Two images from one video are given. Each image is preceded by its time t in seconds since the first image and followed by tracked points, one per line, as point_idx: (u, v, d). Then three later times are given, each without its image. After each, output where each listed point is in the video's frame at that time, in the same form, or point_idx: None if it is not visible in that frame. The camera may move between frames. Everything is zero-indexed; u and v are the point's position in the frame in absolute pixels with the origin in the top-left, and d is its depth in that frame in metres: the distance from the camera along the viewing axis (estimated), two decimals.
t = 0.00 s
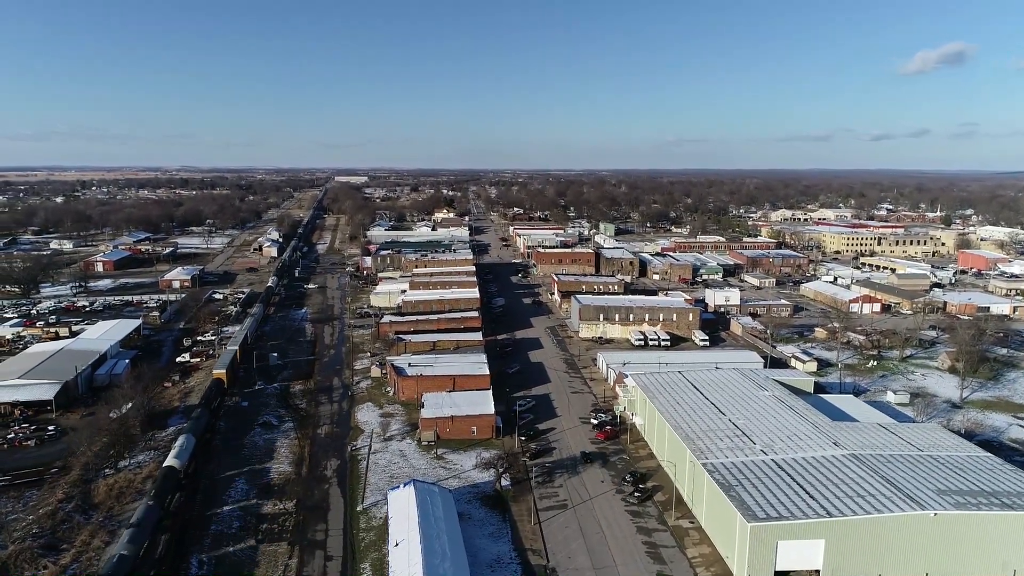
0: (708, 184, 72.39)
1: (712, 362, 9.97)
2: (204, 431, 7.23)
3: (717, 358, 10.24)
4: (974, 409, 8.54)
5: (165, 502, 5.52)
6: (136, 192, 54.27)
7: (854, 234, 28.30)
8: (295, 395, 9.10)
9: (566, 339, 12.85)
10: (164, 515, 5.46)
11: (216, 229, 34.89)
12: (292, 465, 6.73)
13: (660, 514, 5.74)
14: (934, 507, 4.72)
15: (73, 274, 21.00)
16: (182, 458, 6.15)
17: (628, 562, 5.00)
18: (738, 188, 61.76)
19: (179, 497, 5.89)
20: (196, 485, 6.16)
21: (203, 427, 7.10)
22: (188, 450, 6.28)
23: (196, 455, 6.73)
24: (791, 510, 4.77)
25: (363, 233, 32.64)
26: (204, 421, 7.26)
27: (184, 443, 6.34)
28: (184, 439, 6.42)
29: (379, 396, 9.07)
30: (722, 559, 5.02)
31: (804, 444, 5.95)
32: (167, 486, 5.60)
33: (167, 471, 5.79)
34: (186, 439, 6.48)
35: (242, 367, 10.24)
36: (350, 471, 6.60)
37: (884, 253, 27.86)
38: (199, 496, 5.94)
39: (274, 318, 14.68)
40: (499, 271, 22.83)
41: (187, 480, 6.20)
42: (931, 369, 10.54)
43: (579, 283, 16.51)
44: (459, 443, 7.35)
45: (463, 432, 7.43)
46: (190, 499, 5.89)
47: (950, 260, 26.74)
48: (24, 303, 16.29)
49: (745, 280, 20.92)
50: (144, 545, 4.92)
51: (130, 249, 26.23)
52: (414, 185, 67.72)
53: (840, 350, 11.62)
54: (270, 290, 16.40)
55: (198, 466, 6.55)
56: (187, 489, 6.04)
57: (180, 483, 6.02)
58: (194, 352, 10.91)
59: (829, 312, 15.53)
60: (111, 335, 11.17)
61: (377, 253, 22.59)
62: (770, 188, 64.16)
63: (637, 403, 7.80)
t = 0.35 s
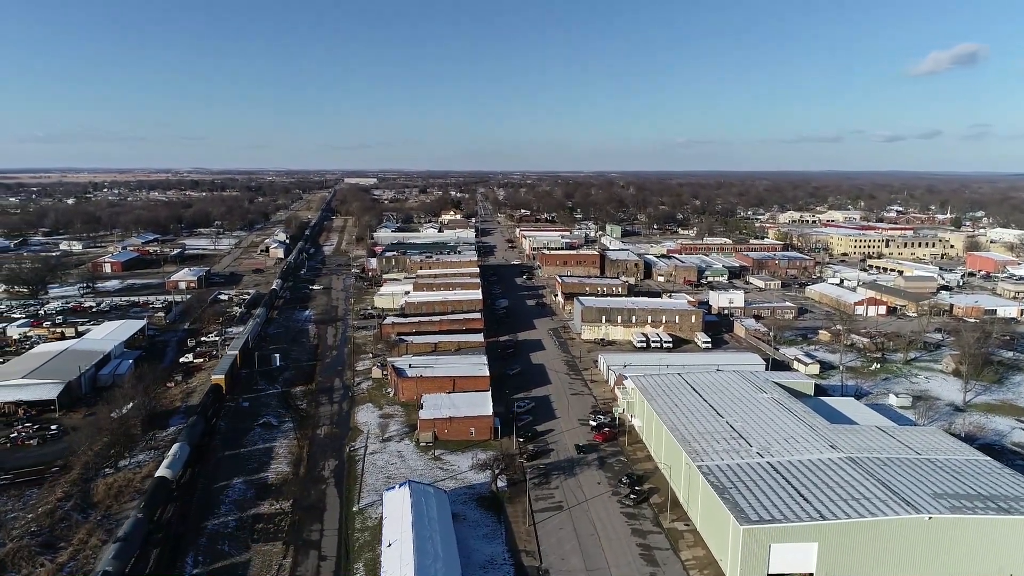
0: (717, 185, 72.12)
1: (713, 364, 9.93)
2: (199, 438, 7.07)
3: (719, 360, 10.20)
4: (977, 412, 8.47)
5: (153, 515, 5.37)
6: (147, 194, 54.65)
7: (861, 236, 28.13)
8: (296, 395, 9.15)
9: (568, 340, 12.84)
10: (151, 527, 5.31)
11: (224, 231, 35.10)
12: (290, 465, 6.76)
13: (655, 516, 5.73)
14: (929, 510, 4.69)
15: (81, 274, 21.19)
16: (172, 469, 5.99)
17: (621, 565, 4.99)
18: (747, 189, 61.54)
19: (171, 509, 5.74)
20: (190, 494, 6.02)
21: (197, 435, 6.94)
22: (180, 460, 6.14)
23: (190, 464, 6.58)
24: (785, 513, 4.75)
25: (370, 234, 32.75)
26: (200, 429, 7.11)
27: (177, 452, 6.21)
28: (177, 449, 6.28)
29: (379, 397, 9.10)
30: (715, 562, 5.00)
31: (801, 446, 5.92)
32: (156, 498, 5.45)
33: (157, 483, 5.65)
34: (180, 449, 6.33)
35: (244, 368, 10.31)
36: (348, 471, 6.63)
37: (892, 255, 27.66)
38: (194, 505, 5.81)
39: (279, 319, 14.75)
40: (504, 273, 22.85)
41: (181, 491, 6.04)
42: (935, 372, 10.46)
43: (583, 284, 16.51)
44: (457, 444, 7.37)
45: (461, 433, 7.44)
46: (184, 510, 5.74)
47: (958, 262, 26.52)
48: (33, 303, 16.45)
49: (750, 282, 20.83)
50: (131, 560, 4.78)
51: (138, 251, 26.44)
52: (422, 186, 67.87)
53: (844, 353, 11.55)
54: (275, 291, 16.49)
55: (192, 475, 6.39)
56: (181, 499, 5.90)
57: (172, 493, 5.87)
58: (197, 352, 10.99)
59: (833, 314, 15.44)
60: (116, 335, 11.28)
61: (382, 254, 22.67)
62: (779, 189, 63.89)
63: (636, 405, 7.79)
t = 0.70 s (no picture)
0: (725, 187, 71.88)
1: (713, 367, 9.90)
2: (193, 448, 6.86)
3: (719, 362, 10.16)
4: (978, 416, 8.40)
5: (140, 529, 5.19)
6: (156, 196, 55.04)
7: (868, 238, 27.97)
8: (296, 396, 9.19)
9: (569, 342, 12.83)
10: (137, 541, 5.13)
11: (231, 232, 35.29)
12: (287, 465, 6.80)
13: (649, 518, 5.72)
14: (922, 514, 4.67)
15: (88, 275, 21.36)
16: (160, 480, 5.79)
17: (612, 567, 4.99)
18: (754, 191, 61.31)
19: (162, 521, 5.55)
20: (182, 505, 5.82)
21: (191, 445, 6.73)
22: (170, 470, 5.96)
23: (181, 474, 6.41)
24: (777, 516, 4.73)
25: (375, 236, 32.85)
26: (193, 437, 6.91)
27: (169, 459, 6.11)
28: (167, 458, 6.10)
29: (378, 398, 9.13)
30: (708, 564, 4.99)
31: (797, 449, 5.90)
32: (142, 512, 5.27)
33: (145, 494, 5.47)
34: (170, 460, 6.14)
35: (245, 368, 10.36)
36: (344, 471, 6.66)
37: (899, 257, 27.48)
38: (187, 516, 5.64)
39: (281, 320, 14.82)
40: (508, 274, 22.87)
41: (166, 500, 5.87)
42: (936, 375, 10.39)
43: (585, 286, 16.50)
44: (454, 445, 7.38)
45: (458, 434, 7.46)
46: (175, 521, 5.55)
47: (966, 264, 26.31)
48: (39, 304, 16.60)
49: (755, 284, 20.75)
50: (119, 568, 4.68)
51: (145, 252, 26.62)
52: (429, 189, 68.06)
53: (846, 355, 11.48)
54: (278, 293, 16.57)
55: (183, 485, 6.21)
56: (173, 510, 5.71)
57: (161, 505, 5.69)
58: (199, 353, 11.06)
59: (837, 316, 15.35)
60: (119, 336, 11.36)
61: (386, 256, 22.73)
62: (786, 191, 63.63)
63: (634, 407, 7.78)
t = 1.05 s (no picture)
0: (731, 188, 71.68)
1: (712, 369, 9.87)
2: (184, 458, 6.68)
3: (718, 364, 10.13)
4: (978, 419, 8.35)
5: (123, 544, 5.01)
6: (163, 197, 55.38)
7: (873, 239, 27.83)
8: (294, 397, 9.22)
9: (569, 344, 12.83)
10: (120, 557, 4.96)
11: (236, 234, 35.44)
12: (282, 465, 6.83)
13: (642, 520, 5.72)
14: (914, 516, 4.65)
15: (93, 276, 21.50)
16: (147, 491, 5.61)
17: (603, 568, 4.99)
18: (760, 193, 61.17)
19: (149, 534, 5.38)
20: (173, 517, 5.66)
21: (181, 455, 6.55)
22: (158, 481, 5.80)
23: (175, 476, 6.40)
24: (767, 518, 4.73)
25: (379, 237, 32.92)
26: (184, 445, 6.72)
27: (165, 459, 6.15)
28: (155, 469, 5.94)
29: (376, 399, 9.15)
30: (699, 566, 4.99)
31: (790, 451, 5.89)
32: (126, 527, 5.10)
33: (131, 506, 5.31)
34: (159, 470, 5.97)
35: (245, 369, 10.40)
36: (339, 472, 6.68)
37: (904, 259, 27.33)
38: (177, 528, 5.48)
39: (283, 321, 14.87)
40: (510, 276, 22.87)
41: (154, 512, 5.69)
42: (937, 377, 10.33)
43: (587, 288, 16.49)
44: (450, 446, 7.40)
45: (454, 435, 7.47)
46: (163, 534, 5.39)
47: (972, 267, 26.14)
48: (44, 305, 16.73)
49: (758, 285, 20.68)
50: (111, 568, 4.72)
51: (150, 253, 26.78)
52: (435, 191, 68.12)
53: (846, 358, 11.43)
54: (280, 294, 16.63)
55: (173, 494, 6.04)
56: (163, 523, 5.54)
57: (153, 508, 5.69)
58: (200, 354, 11.11)
59: (839, 318, 15.28)
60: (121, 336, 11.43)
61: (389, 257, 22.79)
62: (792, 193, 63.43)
63: (630, 409, 7.77)
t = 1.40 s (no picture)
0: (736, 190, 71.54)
1: (710, 371, 9.84)
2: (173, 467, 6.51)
3: (716, 366, 10.11)
4: (976, 421, 8.31)
5: (106, 560, 4.88)
6: (169, 199, 55.52)
7: (876, 241, 27.72)
8: (293, 398, 9.25)
9: (568, 345, 12.83)
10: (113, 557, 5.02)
11: (240, 236, 35.57)
12: (277, 466, 6.85)
13: (634, 522, 5.72)
14: (904, 519, 4.63)
15: (97, 277, 21.61)
16: (133, 504, 5.44)
17: (593, 570, 5.00)
18: (765, 194, 60.99)
19: (136, 549, 5.22)
20: (165, 524, 5.59)
21: (170, 464, 6.38)
22: (145, 492, 5.64)
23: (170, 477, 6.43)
24: (757, 519, 4.72)
25: (382, 239, 33.00)
26: (173, 454, 6.55)
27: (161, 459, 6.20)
28: (144, 480, 5.78)
29: (373, 401, 9.17)
30: (690, 568, 4.98)
31: (784, 453, 5.87)
32: (107, 542, 4.94)
33: (114, 520, 5.19)
34: (147, 480, 5.81)
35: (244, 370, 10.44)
36: (334, 473, 6.70)
37: (908, 261, 27.21)
38: (165, 541, 5.33)
39: (283, 323, 14.92)
40: (512, 278, 22.90)
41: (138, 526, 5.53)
42: (936, 379, 10.29)
43: (587, 290, 16.48)
44: (445, 447, 7.41)
45: (449, 436, 7.48)
46: (149, 548, 5.23)
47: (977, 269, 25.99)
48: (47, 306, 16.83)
49: (759, 287, 20.63)
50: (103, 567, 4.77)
51: (154, 255, 26.89)
52: (439, 192, 68.19)
53: (846, 360, 11.39)
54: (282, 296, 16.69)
55: (162, 506, 5.88)
56: (150, 536, 5.39)
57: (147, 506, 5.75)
58: (199, 355, 11.15)
59: (841, 320, 15.23)
60: (121, 338, 11.49)
61: (391, 259, 22.84)
62: (797, 194, 63.21)
63: (626, 411, 7.76)
